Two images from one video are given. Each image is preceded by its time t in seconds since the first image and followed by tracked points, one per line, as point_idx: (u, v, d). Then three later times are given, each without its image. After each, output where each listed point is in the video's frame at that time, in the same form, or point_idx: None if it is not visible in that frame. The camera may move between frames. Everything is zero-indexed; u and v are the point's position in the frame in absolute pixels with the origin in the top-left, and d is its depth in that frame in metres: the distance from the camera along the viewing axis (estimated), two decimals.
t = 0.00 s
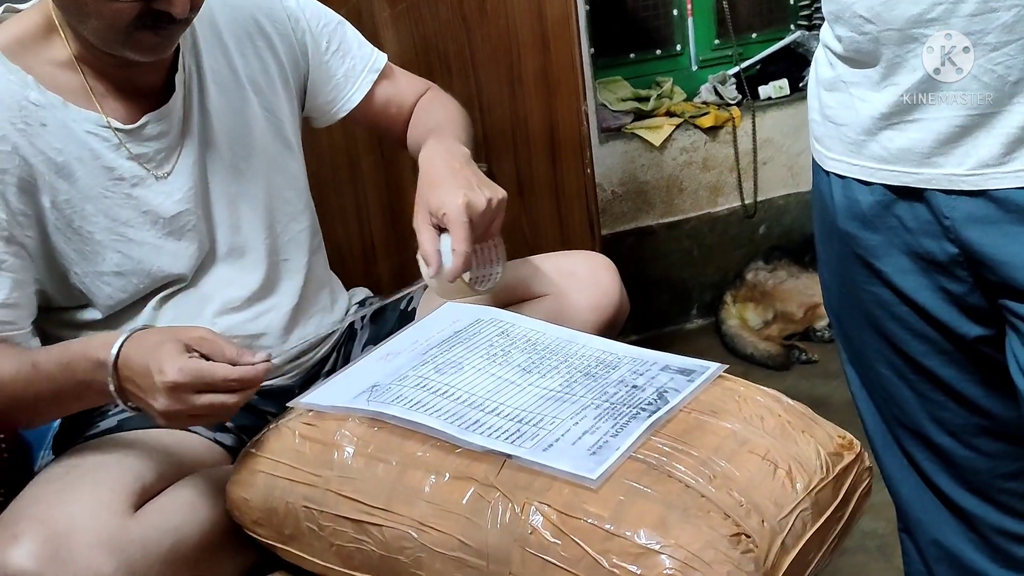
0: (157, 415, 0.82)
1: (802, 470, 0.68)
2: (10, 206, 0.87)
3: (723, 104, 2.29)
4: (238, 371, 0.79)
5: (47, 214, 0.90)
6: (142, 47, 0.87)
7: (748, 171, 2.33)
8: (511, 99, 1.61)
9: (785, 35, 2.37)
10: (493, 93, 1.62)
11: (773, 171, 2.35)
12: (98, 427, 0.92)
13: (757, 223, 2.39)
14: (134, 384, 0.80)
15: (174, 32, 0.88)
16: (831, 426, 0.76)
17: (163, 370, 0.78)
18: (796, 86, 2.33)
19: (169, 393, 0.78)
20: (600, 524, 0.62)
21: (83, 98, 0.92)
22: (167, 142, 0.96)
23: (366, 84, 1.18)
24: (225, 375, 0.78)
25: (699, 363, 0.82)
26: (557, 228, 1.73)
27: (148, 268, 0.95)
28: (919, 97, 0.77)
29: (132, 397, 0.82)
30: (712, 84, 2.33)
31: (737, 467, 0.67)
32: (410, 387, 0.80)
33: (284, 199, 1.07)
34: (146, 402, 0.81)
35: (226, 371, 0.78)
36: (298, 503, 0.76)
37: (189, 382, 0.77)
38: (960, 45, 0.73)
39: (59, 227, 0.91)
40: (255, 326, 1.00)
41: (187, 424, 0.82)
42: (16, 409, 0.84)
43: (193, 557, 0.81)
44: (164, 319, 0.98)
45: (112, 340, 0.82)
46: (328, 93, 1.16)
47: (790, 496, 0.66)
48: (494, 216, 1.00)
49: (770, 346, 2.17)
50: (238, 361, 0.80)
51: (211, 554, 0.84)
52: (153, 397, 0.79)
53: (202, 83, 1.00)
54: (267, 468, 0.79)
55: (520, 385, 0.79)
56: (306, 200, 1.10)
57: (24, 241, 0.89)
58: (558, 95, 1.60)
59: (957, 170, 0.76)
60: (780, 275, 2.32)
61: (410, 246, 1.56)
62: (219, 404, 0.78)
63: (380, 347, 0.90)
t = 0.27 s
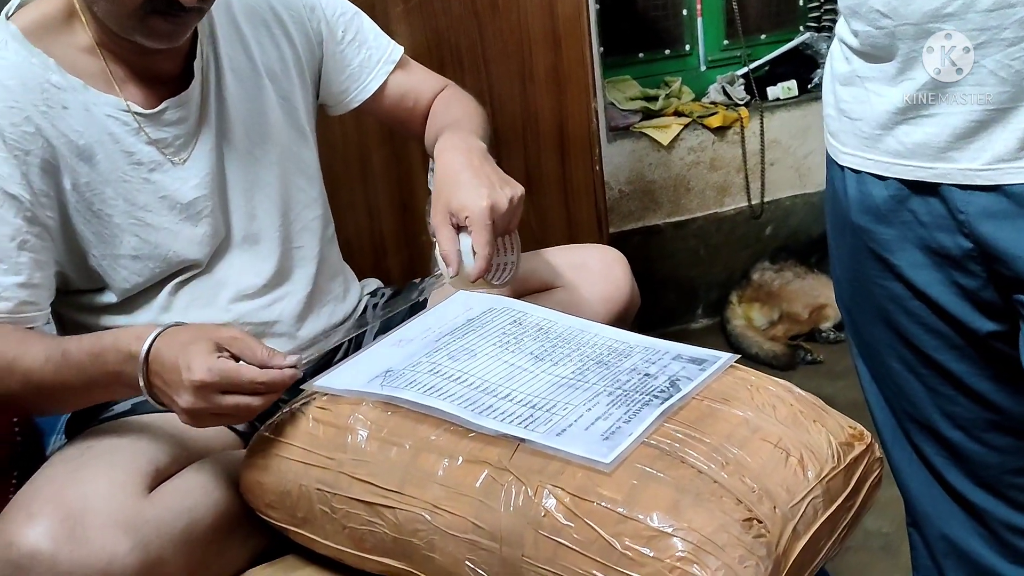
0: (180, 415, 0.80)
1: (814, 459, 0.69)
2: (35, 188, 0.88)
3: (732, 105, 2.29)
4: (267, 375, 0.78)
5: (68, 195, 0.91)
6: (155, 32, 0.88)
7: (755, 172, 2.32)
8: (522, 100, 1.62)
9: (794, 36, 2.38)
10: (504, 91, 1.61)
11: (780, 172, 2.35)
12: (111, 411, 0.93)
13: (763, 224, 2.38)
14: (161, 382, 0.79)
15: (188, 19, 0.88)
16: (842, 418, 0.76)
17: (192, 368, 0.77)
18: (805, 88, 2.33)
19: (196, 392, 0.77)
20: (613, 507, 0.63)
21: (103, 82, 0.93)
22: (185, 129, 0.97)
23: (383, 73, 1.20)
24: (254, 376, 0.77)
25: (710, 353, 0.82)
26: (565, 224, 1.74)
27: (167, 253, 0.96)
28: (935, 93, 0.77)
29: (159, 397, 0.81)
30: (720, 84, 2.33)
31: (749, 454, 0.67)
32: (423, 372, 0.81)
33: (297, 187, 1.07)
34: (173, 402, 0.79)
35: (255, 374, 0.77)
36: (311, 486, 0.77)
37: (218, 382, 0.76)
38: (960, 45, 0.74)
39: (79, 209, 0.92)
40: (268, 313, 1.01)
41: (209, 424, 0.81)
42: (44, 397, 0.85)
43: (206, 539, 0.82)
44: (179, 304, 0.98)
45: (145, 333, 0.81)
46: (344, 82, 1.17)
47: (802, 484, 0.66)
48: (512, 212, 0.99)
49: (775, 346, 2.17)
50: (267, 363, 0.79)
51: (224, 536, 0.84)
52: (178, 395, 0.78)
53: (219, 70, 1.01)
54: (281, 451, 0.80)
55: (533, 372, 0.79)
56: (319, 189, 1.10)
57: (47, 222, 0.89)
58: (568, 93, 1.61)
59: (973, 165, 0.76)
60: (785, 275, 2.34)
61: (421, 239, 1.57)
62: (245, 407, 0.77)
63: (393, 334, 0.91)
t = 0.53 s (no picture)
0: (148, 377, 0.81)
1: (818, 454, 0.69)
2: (40, 181, 0.89)
3: (738, 107, 2.29)
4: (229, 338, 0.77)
5: (76, 189, 0.92)
6: (164, 25, 0.89)
7: (761, 175, 2.33)
8: (529, 99, 1.63)
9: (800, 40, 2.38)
10: (510, 91, 1.63)
11: (785, 175, 2.35)
12: (119, 401, 0.93)
13: (768, 227, 2.39)
14: (131, 344, 0.80)
15: (198, 13, 0.89)
16: (846, 415, 0.77)
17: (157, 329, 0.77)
18: (811, 91, 2.31)
19: (163, 356, 0.77)
20: (618, 498, 0.63)
21: (115, 75, 0.94)
22: (196, 123, 0.97)
23: (399, 62, 1.21)
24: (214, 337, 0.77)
25: (716, 349, 0.83)
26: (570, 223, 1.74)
27: (177, 248, 0.97)
28: (944, 93, 0.78)
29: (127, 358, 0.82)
30: (726, 87, 2.34)
31: (754, 448, 0.68)
32: (430, 364, 0.81)
33: (306, 181, 1.08)
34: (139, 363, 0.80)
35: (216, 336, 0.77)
36: (318, 476, 0.77)
37: (182, 345, 0.76)
38: (960, 45, 0.75)
39: (88, 203, 0.93)
40: (275, 308, 1.02)
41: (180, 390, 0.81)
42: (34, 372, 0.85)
43: (213, 529, 0.82)
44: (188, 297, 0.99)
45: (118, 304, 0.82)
46: (361, 72, 1.18)
47: (806, 478, 0.67)
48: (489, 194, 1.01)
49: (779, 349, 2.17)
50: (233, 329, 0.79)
51: (231, 526, 0.85)
52: (146, 360, 0.78)
53: (232, 64, 1.02)
54: (288, 441, 0.80)
55: (539, 365, 0.80)
56: (328, 183, 1.11)
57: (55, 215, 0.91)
58: (574, 93, 1.60)
59: (982, 165, 0.77)
60: (789, 279, 2.32)
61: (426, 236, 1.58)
62: (210, 370, 0.77)
63: (400, 327, 0.92)
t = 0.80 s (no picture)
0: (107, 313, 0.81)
1: (818, 459, 0.70)
2: (36, 185, 0.90)
3: (740, 113, 2.29)
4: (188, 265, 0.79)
5: (76, 192, 0.93)
6: (179, 31, 0.89)
7: (763, 181, 2.33)
8: (532, 102, 1.64)
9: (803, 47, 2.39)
10: (513, 96, 1.65)
11: (788, 182, 2.36)
12: (123, 401, 0.94)
13: (769, 233, 2.39)
14: (88, 284, 0.80)
15: (211, 18, 0.90)
16: (846, 420, 0.77)
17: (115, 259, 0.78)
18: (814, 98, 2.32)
19: (123, 283, 0.78)
20: (619, 502, 0.64)
21: (121, 78, 0.94)
22: (200, 126, 0.97)
23: (400, 70, 1.20)
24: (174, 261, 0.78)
25: (718, 354, 0.83)
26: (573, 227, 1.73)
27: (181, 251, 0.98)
28: (948, 99, 0.78)
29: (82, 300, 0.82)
30: (730, 92, 2.33)
31: (755, 453, 0.68)
32: (434, 367, 0.82)
33: (311, 183, 1.08)
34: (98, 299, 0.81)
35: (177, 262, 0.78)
36: (321, 477, 0.78)
37: (143, 272, 0.78)
38: (960, 46, 0.76)
39: (90, 206, 0.95)
40: (279, 312, 1.03)
41: (137, 325, 0.82)
42: (18, 337, 0.87)
43: (216, 529, 0.83)
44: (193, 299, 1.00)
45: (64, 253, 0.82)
46: (367, 81, 1.18)
47: (806, 483, 0.67)
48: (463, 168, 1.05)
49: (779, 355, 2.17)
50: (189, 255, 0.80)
51: (234, 526, 0.85)
52: (106, 292, 0.79)
53: (242, 68, 1.02)
54: (290, 442, 0.81)
55: (542, 369, 0.80)
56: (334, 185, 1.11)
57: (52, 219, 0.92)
58: (578, 96, 1.59)
59: (984, 172, 0.77)
60: (790, 284, 2.31)
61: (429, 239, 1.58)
62: (172, 295, 0.78)
63: (404, 330, 0.92)
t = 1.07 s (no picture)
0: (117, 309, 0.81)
1: (816, 465, 0.70)
2: (44, 185, 0.90)
3: (743, 118, 2.29)
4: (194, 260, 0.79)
5: (81, 191, 0.94)
6: (190, 32, 0.90)
7: (764, 186, 2.34)
8: (534, 105, 1.63)
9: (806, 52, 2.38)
10: (515, 97, 1.62)
11: (789, 187, 2.36)
12: (125, 402, 0.94)
13: (770, 238, 2.39)
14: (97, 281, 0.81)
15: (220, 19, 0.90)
16: (844, 427, 0.77)
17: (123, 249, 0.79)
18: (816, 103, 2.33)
19: (130, 276, 0.78)
20: (617, 507, 0.64)
21: (125, 78, 0.94)
22: (203, 125, 0.97)
23: (395, 65, 1.21)
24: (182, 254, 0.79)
25: (717, 360, 0.83)
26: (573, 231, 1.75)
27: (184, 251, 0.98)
28: (949, 107, 0.79)
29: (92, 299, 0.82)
30: (731, 97, 2.33)
31: (753, 459, 0.68)
32: (434, 371, 0.82)
33: (313, 186, 1.09)
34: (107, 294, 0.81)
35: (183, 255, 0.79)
36: (320, 481, 0.78)
37: (149, 264, 0.78)
38: (960, 46, 0.76)
39: (95, 206, 0.95)
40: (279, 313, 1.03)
41: (148, 321, 0.82)
42: (23, 341, 0.87)
43: (215, 531, 0.83)
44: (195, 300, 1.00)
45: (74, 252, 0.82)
46: (364, 76, 1.19)
47: (804, 489, 0.67)
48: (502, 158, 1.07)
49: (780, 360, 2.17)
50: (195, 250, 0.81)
51: (233, 529, 0.85)
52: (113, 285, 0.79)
53: (243, 70, 1.03)
54: (290, 446, 0.81)
55: (541, 374, 0.80)
56: (335, 188, 1.12)
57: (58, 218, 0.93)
58: (580, 100, 1.62)
59: (984, 180, 0.77)
60: (791, 289, 2.32)
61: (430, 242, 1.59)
62: (177, 289, 0.78)
63: (404, 334, 0.92)
